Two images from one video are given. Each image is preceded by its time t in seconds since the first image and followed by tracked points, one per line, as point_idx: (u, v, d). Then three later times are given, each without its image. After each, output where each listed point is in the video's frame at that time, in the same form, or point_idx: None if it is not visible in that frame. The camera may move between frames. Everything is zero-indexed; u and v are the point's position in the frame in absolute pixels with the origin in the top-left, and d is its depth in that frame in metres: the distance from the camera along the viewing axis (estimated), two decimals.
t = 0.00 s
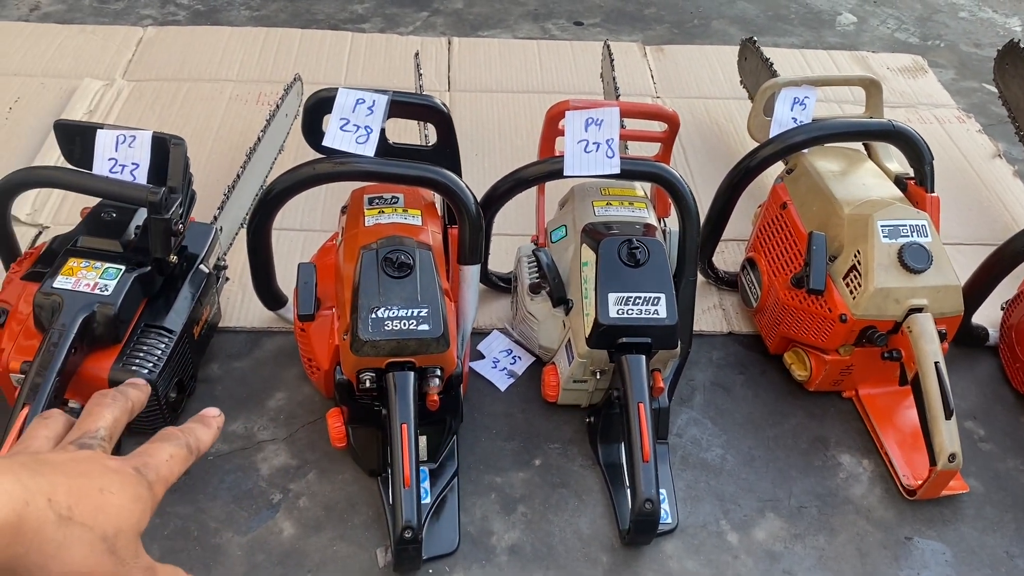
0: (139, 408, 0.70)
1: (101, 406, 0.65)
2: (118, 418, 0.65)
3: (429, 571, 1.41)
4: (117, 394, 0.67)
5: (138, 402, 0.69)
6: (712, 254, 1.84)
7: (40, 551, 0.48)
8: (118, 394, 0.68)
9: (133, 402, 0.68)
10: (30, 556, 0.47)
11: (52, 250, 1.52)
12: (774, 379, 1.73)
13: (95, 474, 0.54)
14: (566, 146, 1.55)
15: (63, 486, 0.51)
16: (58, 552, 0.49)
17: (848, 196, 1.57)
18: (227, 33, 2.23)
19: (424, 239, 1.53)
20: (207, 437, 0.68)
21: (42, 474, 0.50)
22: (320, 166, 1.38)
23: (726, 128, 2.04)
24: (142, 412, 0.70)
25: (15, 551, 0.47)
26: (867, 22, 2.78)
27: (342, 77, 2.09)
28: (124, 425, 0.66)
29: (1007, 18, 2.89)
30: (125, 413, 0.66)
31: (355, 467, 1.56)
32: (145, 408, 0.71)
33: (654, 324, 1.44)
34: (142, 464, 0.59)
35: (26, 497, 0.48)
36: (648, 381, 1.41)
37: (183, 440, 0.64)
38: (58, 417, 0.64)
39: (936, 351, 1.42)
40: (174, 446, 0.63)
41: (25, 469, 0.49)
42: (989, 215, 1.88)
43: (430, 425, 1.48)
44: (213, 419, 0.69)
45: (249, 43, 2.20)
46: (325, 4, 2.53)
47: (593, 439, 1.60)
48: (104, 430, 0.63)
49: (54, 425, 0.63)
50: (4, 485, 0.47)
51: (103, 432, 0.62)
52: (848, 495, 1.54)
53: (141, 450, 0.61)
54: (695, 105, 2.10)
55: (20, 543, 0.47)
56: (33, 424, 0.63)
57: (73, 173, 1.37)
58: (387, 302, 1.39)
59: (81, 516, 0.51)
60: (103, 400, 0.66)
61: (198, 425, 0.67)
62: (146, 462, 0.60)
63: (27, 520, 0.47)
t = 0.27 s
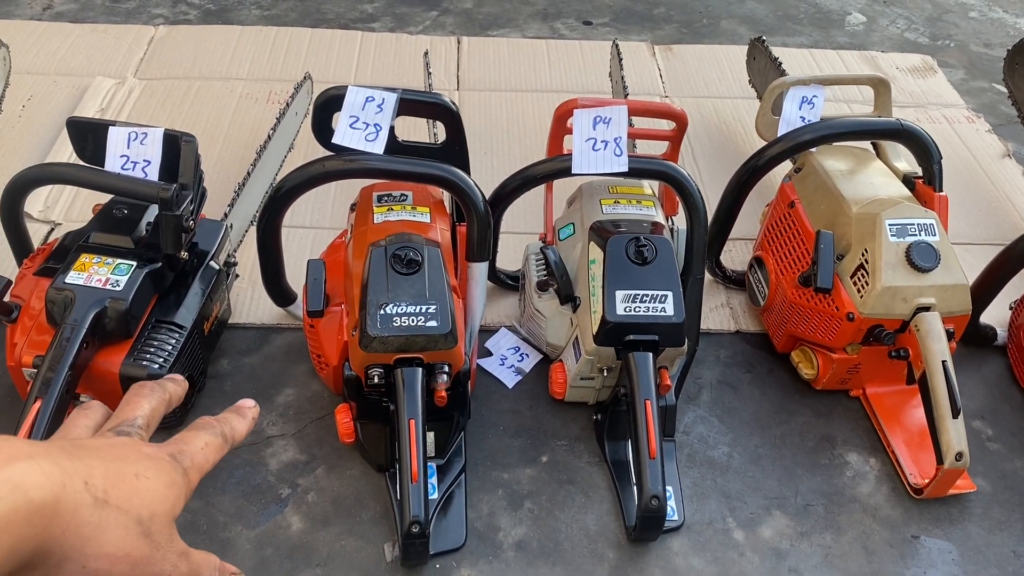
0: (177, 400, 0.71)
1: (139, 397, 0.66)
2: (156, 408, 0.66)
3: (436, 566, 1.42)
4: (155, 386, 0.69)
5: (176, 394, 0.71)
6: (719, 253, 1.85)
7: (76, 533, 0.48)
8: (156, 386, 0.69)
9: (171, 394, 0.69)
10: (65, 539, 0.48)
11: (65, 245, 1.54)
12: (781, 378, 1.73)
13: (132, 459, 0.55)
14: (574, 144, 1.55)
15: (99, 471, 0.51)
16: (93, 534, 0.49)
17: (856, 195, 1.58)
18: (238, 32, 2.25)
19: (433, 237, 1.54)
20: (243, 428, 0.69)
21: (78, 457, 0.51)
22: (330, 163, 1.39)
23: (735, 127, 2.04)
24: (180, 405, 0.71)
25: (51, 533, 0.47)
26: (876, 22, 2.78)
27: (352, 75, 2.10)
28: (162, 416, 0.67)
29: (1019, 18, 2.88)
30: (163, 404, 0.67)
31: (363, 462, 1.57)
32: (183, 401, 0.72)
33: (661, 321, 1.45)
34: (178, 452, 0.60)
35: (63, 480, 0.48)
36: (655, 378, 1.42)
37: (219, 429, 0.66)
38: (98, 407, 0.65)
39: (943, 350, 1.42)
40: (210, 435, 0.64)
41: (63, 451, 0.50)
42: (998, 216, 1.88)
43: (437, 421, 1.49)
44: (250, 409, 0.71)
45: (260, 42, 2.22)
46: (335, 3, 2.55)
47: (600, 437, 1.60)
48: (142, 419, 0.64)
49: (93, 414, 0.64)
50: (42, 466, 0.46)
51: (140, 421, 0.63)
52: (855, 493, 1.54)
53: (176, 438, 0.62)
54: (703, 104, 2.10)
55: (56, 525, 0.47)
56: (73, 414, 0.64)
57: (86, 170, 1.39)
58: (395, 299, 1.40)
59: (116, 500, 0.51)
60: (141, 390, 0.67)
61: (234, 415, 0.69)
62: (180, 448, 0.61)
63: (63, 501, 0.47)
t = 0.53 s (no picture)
0: (185, 378, 0.71)
1: (145, 378, 0.66)
2: (161, 387, 0.66)
3: (443, 565, 1.43)
4: (160, 366, 0.68)
5: (184, 372, 0.70)
6: (726, 253, 1.85)
7: (84, 515, 0.49)
8: (161, 366, 0.68)
9: (177, 373, 0.69)
10: (74, 521, 0.48)
11: (75, 246, 1.55)
12: (787, 378, 1.73)
13: (134, 442, 0.55)
14: (581, 144, 1.56)
15: (101, 455, 0.52)
16: (99, 517, 0.50)
17: (862, 195, 1.58)
18: (245, 34, 2.26)
19: (440, 237, 1.54)
20: (250, 399, 0.68)
21: (79, 443, 0.51)
22: (338, 164, 1.40)
23: (741, 128, 2.04)
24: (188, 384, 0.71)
25: (58, 516, 0.47)
26: (883, 23, 2.78)
27: (360, 76, 2.11)
28: (168, 395, 0.66)
29: None
30: (169, 383, 0.67)
31: (371, 461, 1.58)
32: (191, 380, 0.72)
33: (667, 322, 1.45)
34: (184, 430, 0.60)
35: (65, 465, 0.48)
36: (661, 378, 1.42)
37: (225, 403, 0.65)
38: (103, 391, 0.65)
39: (950, 351, 1.42)
40: (215, 410, 0.63)
41: (62, 439, 0.50)
42: (1005, 216, 1.88)
43: (444, 420, 1.49)
44: (256, 380, 0.71)
45: (267, 44, 2.23)
46: (343, 4, 2.56)
47: (606, 437, 1.61)
48: (146, 401, 0.63)
49: (99, 398, 0.63)
50: (42, 451, 0.47)
51: (146, 402, 0.63)
52: (861, 494, 1.54)
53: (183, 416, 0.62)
54: (710, 105, 2.11)
55: (61, 508, 0.48)
56: (81, 401, 0.64)
57: (96, 171, 1.40)
58: (403, 299, 1.41)
59: (120, 482, 0.52)
60: (147, 371, 0.67)
61: (240, 389, 0.68)
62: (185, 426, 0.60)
63: (66, 486, 0.48)
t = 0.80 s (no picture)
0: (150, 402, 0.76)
1: (113, 399, 0.71)
2: (129, 408, 0.71)
3: (446, 565, 1.43)
4: (127, 390, 0.74)
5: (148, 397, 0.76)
6: (729, 254, 1.85)
7: (60, 524, 0.50)
8: (127, 390, 0.74)
9: (143, 396, 0.74)
10: (52, 529, 0.49)
11: (80, 247, 1.56)
12: (791, 379, 1.73)
13: (108, 455, 0.57)
14: (584, 145, 1.56)
15: (77, 465, 0.53)
16: (78, 525, 0.51)
17: (866, 195, 1.58)
18: (250, 36, 2.27)
19: (443, 237, 1.55)
20: (214, 418, 0.74)
21: (57, 454, 0.52)
22: (342, 165, 1.40)
23: (745, 129, 2.04)
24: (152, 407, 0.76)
25: (37, 525, 0.48)
26: (887, 23, 2.78)
27: (364, 78, 2.12)
28: (135, 416, 0.71)
29: None
30: (136, 405, 0.72)
31: (375, 461, 1.59)
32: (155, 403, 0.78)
33: (670, 322, 1.46)
34: (154, 447, 0.63)
35: (43, 473, 0.49)
36: (665, 379, 1.43)
37: (191, 422, 0.70)
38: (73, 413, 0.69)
39: (953, 351, 1.42)
40: (183, 427, 0.68)
41: (40, 449, 0.51)
42: (1010, 216, 1.87)
43: (448, 421, 1.50)
44: (218, 401, 0.76)
45: (271, 45, 2.24)
46: (347, 6, 2.57)
47: (610, 437, 1.61)
48: (117, 420, 0.68)
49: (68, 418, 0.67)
50: (21, 460, 0.48)
51: (115, 421, 0.68)
52: (865, 494, 1.54)
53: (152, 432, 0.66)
54: (713, 106, 2.11)
55: (40, 517, 0.48)
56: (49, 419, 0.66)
57: (101, 172, 1.41)
58: (406, 299, 1.41)
59: (97, 492, 0.53)
60: (114, 394, 0.72)
61: (205, 408, 0.73)
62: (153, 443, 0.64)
63: (46, 495, 0.49)
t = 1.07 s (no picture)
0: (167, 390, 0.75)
1: (129, 389, 0.69)
2: (146, 398, 0.69)
3: (450, 566, 1.43)
4: (142, 377, 0.72)
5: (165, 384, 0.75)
6: (730, 254, 1.85)
7: (77, 519, 0.50)
8: (143, 378, 0.72)
9: (159, 386, 0.73)
10: (69, 524, 0.49)
11: (82, 250, 1.56)
12: (792, 379, 1.73)
13: (124, 449, 0.57)
14: (585, 146, 1.57)
15: (94, 461, 0.53)
16: (94, 520, 0.51)
17: (867, 195, 1.58)
18: (251, 39, 2.27)
19: (445, 239, 1.55)
20: (231, 409, 0.72)
21: (72, 448, 0.52)
22: (344, 167, 1.41)
23: (745, 129, 2.05)
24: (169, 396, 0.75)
25: (54, 520, 0.48)
26: (887, 23, 2.78)
27: (364, 80, 2.12)
28: (152, 406, 0.70)
29: None
30: (153, 395, 0.71)
31: (377, 463, 1.59)
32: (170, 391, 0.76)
33: (672, 322, 1.46)
34: (172, 440, 0.62)
35: (59, 469, 0.49)
36: (667, 379, 1.43)
37: (208, 413, 0.68)
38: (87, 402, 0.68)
39: (955, 350, 1.42)
40: (200, 419, 0.67)
41: (57, 444, 0.51)
42: (1010, 215, 1.88)
43: (450, 422, 1.50)
44: (234, 390, 0.75)
45: (273, 48, 2.24)
46: (347, 8, 2.57)
47: (612, 437, 1.61)
48: (134, 410, 0.67)
49: (83, 408, 0.66)
50: (37, 455, 0.48)
51: (132, 411, 0.67)
52: (867, 493, 1.54)
53: (169, 423, 0.65)
54: (714, 106, 2.11)
55: (56, 512, 0.48)
56: (66, 410, 0.66)
57: (103, 175, 1.41)
58: (408, 301, 1.41)
59: (114, 487, 0.53)
60: (130, 382, 0.71)
61: (221, 398, 0.72)
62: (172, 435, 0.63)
63: (61, 490, 0.49)
